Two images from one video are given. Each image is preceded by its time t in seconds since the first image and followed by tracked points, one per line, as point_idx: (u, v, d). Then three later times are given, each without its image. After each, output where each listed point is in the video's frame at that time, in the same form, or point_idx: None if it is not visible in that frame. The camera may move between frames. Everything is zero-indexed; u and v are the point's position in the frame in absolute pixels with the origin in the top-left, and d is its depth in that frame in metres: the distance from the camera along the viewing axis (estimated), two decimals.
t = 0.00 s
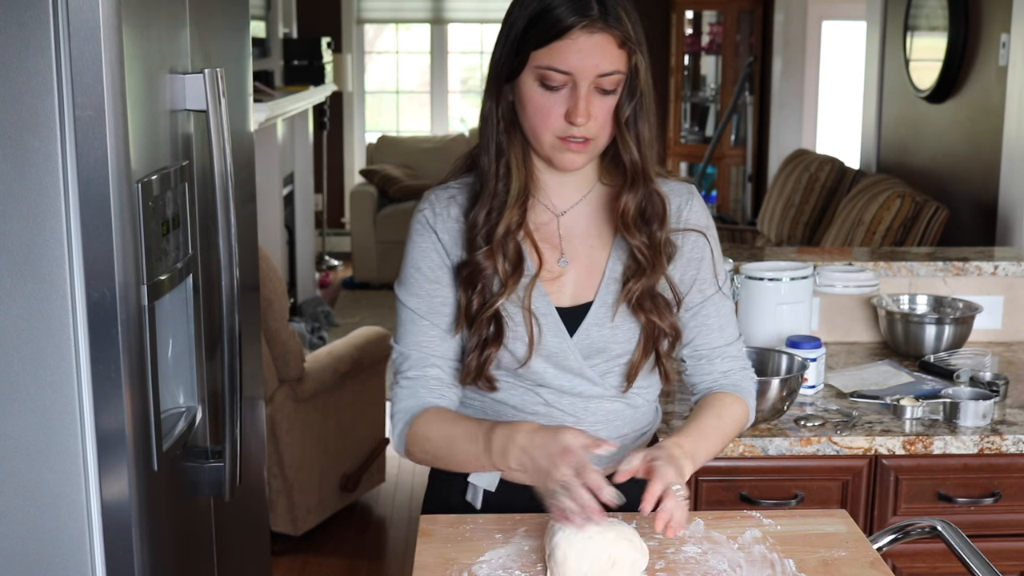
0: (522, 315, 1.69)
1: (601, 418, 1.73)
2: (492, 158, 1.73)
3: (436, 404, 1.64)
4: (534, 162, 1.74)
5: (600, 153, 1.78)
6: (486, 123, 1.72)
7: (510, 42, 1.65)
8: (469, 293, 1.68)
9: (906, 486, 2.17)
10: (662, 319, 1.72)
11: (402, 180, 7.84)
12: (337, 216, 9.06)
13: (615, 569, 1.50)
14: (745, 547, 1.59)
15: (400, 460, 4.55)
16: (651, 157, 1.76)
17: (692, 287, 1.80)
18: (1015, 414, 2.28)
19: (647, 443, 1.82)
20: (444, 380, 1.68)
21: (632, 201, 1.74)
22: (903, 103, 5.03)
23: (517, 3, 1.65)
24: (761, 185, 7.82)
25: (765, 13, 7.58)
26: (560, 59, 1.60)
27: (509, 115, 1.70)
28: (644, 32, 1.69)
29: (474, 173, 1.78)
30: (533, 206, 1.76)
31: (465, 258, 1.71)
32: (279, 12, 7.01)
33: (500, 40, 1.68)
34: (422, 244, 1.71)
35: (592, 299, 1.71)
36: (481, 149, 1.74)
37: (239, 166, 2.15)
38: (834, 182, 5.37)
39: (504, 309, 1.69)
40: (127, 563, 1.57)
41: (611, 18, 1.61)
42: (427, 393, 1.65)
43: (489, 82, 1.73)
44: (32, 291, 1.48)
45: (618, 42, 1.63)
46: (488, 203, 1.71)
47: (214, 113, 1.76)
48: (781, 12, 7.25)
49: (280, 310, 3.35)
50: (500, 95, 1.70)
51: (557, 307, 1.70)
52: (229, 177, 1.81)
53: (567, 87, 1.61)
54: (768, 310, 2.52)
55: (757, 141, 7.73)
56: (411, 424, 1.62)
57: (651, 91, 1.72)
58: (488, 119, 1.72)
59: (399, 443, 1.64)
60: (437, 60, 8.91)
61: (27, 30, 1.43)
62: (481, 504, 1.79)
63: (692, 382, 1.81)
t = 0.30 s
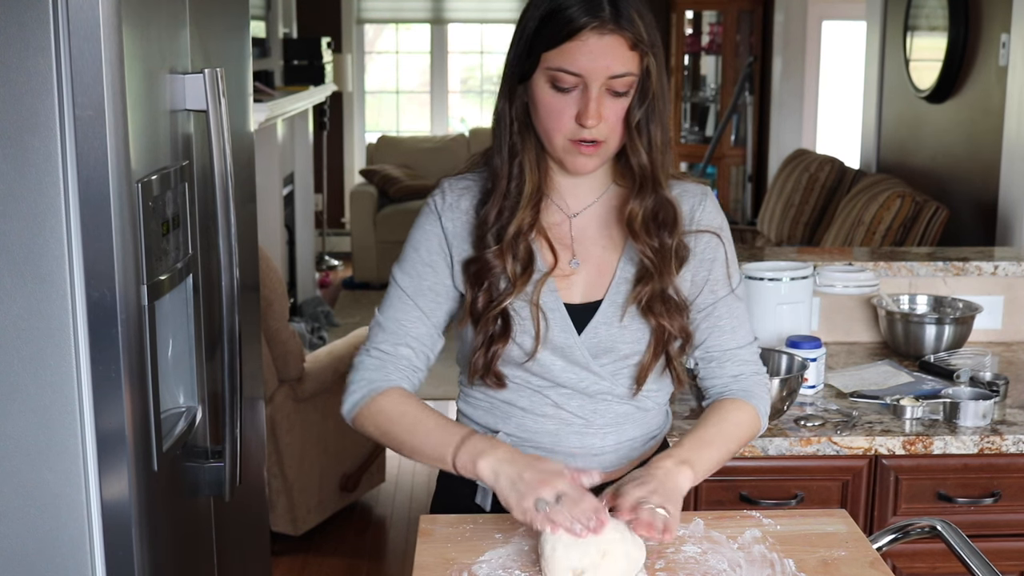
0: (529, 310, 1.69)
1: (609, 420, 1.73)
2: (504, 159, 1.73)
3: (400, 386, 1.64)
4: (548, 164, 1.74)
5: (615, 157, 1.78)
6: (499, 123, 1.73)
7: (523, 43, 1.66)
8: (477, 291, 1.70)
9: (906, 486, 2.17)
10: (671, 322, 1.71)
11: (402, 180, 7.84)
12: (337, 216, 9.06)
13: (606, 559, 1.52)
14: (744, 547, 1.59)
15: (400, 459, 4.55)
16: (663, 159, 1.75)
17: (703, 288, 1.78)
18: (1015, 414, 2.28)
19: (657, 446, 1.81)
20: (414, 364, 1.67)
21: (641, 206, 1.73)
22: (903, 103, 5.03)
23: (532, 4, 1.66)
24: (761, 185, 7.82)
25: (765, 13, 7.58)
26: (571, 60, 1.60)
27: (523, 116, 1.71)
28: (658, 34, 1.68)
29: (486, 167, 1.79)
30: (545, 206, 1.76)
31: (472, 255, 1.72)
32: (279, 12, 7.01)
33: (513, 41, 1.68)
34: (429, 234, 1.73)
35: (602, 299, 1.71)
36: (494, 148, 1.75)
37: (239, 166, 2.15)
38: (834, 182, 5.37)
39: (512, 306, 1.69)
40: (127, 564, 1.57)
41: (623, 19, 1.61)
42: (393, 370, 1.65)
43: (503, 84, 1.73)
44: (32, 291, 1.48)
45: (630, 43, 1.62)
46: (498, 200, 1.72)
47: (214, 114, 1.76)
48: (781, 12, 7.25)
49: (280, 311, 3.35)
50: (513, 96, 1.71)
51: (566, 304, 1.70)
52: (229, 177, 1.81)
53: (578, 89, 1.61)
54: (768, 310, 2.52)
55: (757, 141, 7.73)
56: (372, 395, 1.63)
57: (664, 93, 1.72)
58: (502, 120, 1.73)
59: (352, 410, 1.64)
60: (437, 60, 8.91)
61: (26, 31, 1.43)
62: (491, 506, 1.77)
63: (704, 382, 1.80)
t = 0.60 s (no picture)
0: (544, 318, 1.68)
1: (619, 429, 1.74)
2: (518, 163, 1.72)
3: (422, 387, 1.66)
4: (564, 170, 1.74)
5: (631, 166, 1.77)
6: (513, 127, 1.72)
7: (540, 46, 1.65)
8: (488, 297, 1.69)
9: (906, 485, 2.17)
10: (686, 332, 1.71)
11: (402, 180, 7.84)
12: (337, 216, 9.06)
13: None
14: (745, 547, 1.59)
15: (400, 460, 4.55)
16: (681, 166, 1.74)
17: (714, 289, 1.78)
18: (1016, 414, 2.28)
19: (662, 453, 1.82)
20: (435, 361, 1.68)
21: (657, 215, 1.72)
22: (903, 103, 5.03)
23: (548, 5, 1.65)
24: (761, 185, 7.82)
25: (765, 13, 7.59)
26: (588, 64, 1.59)
27: (537, 120, 1.70)
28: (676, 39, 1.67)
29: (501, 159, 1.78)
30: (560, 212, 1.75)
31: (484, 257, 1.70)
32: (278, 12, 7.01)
33: (530, 44, 1.68)
34: (442, 228, 1.72)
35: (617, 305, 1.71)
36: (508, 150, 1.74)
37: (239, 166, 2.15)
38: (834, 182, 5.37)
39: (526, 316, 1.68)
40: (127, 564, 1.57)
41: (643, 23, 1.60)
42: (416, 372, 1.66)
43: (517, 88, 1.73)
44: (33, 291, 1.48)
45: (649, 48, 1.61)
46: (511, 204, 1.70)
47: (214, 114, 1.76)
48: (782, 12, 7.25)
49: (280, 311, 3.35)
50: (528, 99, 1.71)
51: (581, 309, 1.70)
52: (229, 177, 1.81)
53: (594, 93, 1.61)
54: (768, 310, 2.52)
55: (757, 141, 7.73)
56: (394, 397, 1.65)
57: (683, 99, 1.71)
58: (515, 124, 1.71)
59: (375, 408, 1.66)
60: (437, 60, 8.91)
61: (26, 31, 1.43)
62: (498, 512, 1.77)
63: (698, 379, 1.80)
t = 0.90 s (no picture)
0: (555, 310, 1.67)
1: (620, 429, 1.73)
2: (536, 155, 1.71)
3: (422, 377, 1.64)
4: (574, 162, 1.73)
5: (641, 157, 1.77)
6: (523, 123, 1.70)
7: (547, 41, 1.65)
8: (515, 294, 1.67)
9: (906, 485, 2.17)
10: (692, 334, 1.70)
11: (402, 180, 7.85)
12: (337, 216, 9.06)
13: None
14: (749, 548, 1.59)
15: (400, 460, 4.55)
16: (693, 163, 1.75)
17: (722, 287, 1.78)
18: (1016, 414, 2.28)
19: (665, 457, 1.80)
20: (435, 350, 1.67)
21: (680, 205, 1.73)
22: (903, 103, 5.03)
23: (556, 2, 1.66)
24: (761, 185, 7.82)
25: (765, 14, 7.59)
26: (595, 58, 1.60)
27: (546, 116, 1.69)
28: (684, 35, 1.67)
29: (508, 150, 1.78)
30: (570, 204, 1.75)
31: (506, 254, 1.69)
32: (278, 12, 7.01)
33: (539, 37, 1.67)
34: (450, 214, 1.71)
35: (620, 293, 1.70)
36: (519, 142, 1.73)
37: (239, 166, 2.15)
38: (834, 181, 5.37)
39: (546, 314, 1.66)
40: (127, 564, 1.57)
41: (651, 18, 1.61)
42: (416, 359, 1.64)
43: (523, 84, 1.71)
44: (32, 290, 1.48)
45: (657, 43, 1.62)
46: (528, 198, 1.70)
47: (214, 114, 1.76)
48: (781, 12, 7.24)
49: (280, 311, 3.35)
50: (538, 97, 1.69)
51: (584, 297, 1.69)
52: (229, 177, 1.81)
53: (601, 86, 1.61)
54: (768, 310, 2.52)
55: (757, 141, 7.73)
56: (393, 385, 1.62)
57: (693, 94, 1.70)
58: (525, 117, 1.70)
59: (373, 398, 1.64)
60: (437, 60, 8.91)
61: (26, 32, 1.43)
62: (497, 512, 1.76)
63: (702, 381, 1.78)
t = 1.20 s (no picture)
0: (540, 303, 1.69)
1: (616, 421, 1.72)
2: (520, 151, 1.74)
3: (417, 390, 1.64)
4: (560, 159, 1.75)
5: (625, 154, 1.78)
6: (513, 119, 1.74)
7: (540, 39, 1.66)
8: (495, 284, 1.69)
9: (906, 485, 2.17)
10: (687, 317, 1.70)
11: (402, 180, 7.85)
12: (337, 216, 9.06)
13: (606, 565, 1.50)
14: (745, 548, 1.59)
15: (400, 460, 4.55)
16: (678, 159, 1.76)
17: (710, 285, 1.76)
18: (1015, 414, 2.28)
19: (665, 453, 1.80)
20: (431, 360, 1.67)
21: (650, 200, 1.74)
22: (903, 104, 5.03)
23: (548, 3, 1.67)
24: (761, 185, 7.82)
25: (765, 13, 7.59)
26: (588, 54, 1.60)
27: (536, 111, 1.72)
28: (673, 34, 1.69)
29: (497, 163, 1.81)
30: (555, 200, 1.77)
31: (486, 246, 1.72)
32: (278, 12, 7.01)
33: (531, 37, 1.68)
34: (441, 222, 1.74)
35: (607, 287, 1.71)
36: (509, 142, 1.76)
37: (239, 166, 2.15)
38: (834, 181, 5.37)
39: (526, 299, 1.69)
40: (127, 564, 1.57)
41: (642, 16, 1.62)
42: (409, 370, 1.65)
43: (518, 79, 1.75)
44: (33, 290, 1.48)
45: (648, 42, 1.63)
46: (512, 194, 1.73)
47: (214, 114, 1.76)
48: (782, 12, 7.24)
49: (280, 311, 3.35)
50: (529, 91, 1.72)
51: (572, 291, 1.70)
52: (229, 177, 1.81)
53: (593, 83, 1.61)
54: (768, 310, 2.52)
55: (757, 141, 7.73)
56: (389, 398, 1.63)
57: (677, 91, 1.73)
58: (515, 114, 1.74)
59: (371, 410, 1.65)
60: (437, 60, 8.91)
61: (26, 32, 1.43)
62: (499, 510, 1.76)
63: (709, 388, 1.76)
